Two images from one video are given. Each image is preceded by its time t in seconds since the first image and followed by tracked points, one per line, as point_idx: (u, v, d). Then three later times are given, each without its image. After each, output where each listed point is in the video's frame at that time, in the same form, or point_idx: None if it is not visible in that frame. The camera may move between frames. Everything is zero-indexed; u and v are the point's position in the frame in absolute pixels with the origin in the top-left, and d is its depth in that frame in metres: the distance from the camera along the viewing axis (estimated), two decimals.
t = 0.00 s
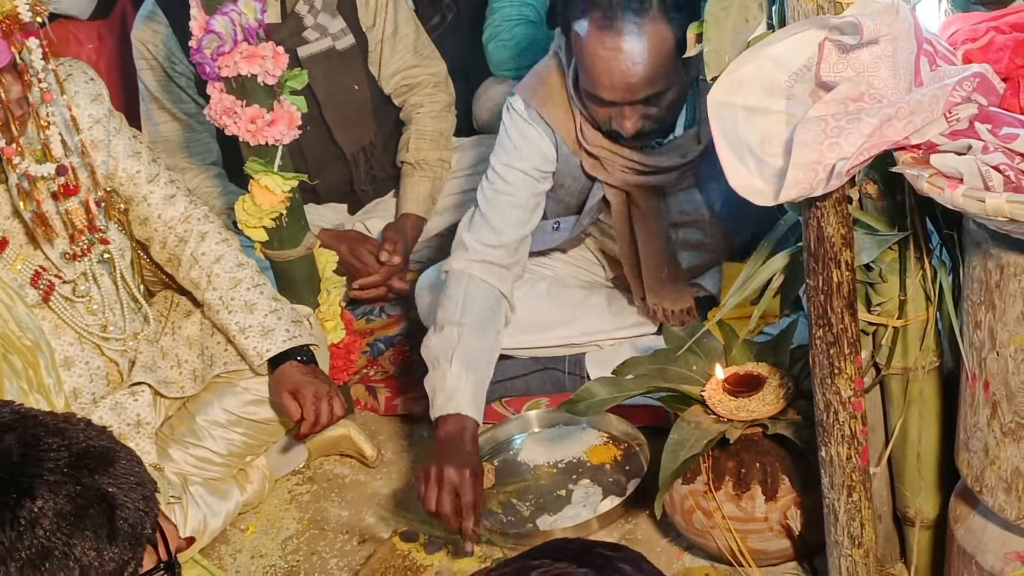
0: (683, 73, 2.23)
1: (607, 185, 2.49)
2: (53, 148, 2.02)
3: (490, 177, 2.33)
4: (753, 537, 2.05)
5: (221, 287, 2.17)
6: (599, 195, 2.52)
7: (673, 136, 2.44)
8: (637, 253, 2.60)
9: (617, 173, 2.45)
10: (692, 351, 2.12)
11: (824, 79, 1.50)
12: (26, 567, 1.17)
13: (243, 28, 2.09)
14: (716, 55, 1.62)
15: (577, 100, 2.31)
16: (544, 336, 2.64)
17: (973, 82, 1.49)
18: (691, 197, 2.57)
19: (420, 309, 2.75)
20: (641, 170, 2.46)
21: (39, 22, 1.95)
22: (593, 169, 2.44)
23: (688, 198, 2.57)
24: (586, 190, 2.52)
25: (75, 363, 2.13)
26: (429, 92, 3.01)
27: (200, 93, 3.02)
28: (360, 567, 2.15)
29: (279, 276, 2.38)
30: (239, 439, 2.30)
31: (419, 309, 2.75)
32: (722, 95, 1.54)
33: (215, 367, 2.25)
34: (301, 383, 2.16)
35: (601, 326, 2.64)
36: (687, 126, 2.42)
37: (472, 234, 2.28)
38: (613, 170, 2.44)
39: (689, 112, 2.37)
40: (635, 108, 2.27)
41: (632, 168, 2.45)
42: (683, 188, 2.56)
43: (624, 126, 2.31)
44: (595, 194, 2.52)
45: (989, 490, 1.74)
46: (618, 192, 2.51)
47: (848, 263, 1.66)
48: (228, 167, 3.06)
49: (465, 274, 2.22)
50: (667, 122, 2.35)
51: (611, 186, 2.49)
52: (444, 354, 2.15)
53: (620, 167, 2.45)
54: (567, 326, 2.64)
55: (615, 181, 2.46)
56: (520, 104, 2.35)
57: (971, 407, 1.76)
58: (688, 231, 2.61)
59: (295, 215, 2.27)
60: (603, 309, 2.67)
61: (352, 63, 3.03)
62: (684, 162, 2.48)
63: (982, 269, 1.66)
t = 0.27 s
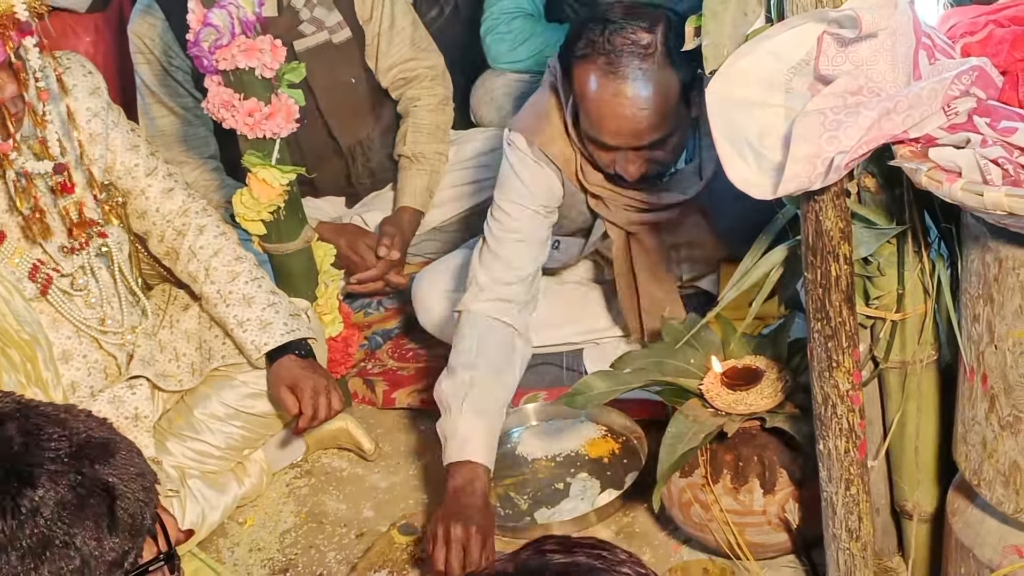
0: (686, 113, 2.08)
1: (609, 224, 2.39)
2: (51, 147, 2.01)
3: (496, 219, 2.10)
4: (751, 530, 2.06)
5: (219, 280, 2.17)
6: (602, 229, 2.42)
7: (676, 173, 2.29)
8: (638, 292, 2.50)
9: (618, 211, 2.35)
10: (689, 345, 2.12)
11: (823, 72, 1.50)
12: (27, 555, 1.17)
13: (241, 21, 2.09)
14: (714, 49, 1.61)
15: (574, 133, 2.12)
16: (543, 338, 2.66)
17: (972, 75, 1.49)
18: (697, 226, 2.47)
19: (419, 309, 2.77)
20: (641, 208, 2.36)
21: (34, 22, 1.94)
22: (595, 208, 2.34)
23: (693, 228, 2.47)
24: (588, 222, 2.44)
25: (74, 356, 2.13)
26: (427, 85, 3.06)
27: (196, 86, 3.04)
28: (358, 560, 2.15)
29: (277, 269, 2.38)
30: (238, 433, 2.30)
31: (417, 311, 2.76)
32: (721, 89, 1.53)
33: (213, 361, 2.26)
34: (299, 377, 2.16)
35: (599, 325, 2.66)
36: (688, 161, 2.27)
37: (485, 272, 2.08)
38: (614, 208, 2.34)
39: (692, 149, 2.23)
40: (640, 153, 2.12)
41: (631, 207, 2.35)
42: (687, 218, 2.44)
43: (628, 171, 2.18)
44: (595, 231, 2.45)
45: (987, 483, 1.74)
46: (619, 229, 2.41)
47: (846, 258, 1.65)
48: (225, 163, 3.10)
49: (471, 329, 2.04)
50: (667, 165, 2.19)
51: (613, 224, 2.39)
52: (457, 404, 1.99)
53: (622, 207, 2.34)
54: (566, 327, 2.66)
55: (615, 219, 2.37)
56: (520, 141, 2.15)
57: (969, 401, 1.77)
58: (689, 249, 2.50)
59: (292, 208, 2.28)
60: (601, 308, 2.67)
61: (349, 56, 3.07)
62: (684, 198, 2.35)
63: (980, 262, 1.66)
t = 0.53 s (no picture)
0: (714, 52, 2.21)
1: (606, 157, 2.43)
2: (43, 147, 2.01)
3: (485, 148, 2.41)
4: (749, 523, 2.06)
5: (217, 273, 2.17)
6: (599, 170, 2.47)
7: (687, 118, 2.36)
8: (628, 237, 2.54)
9: (617, 144, 2.40)
10: (689, 337, 2.11)
11: (822, 64, 1.49)
12: (29, 548, 1.17)
13: (239, 13, 2.09)
14: (714, 40, 1.57)
15: (581, 58, 2.32)
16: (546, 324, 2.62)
17: (972, 68, 1.49)
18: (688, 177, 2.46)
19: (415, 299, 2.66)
20: (639, 143, 2.39)
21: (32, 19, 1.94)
22: (590, 137, 2.41)
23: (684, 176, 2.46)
24: (585, 167, 2.49)
25: (72, 349, 2.13)
26: (424, 78, 3.09)
27: (195, 79, 3.04)
28: (356, 553, 2.15)
29: (276, 261, 2.38)
30: (236, 425, 2.29)
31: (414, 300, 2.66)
32: (720, 80, 1.53)
33: (212, 353, 2.26)
34: (298, 370, 2.16)
35: (601, 311, 2.65)
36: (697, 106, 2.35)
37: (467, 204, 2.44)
38: (612, 140, 2.40)
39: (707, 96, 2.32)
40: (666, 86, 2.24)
41: (631, 139, 2.39)
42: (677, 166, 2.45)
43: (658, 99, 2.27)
44: (594, 168, 2.47)
45: (986, 476, 1.74)
46: (616, 166, 2.44)
47: (846, 250, 1.64)
48: (224, 156, 3.11)
49: (455, 237, 2.42)
50: (677, 105, 2.31)
51: (610, 158, 2.43)
52: (449, 305, 2.39)
53: (619, 140, 2.39)
54: (568, 313, 2.63)
55: (614, 153, 2.41)
56: (517, 72, 2.41)
57: (968, 394, 1.76)
58: (684, 211, 2.51)
59: (291, 200, 2.27)
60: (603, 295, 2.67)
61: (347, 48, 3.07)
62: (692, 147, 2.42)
63: (979, 255, 1.66)
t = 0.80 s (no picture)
0: None
1: (611, 79, 2.49)
2: (43, 139, 2.00)
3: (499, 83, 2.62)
4: (747, 517, 2.05)
5: (215, 267, 2.17)
6: (601, 97, 2.53)
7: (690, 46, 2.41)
8: (630, 166, 2.58)
9: (619, 65, 2.47)
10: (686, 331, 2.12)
11: (821, 58, 1.49)
12: (24, 541, 1.17)
13: (237, 7, 2.10)
14: (711, 33, 1.56)
15: None
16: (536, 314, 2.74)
17: (971, 61, 1.49)
18: (687, 119, 2.48)
19: (418, 292, 2.84)
20: (643, 65, 2.45)
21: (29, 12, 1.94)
22: (593, 59, 2.49)
23: (683, 120, 2.48)
24: (586, 97, 2.55)
25: (69, 343, 2.12)
26: (423, 72, 3.06)
27: (193, 72, 3.04)
28: (354, 547, 2.15)
29: (274, 255, 2.38)
30: (234, 418, 2.29)
31: (416, 292, 2.84)
32: (718, 74, 1.53)
33: (209, 347, 2.26)
34: (296, 365, 2.16)
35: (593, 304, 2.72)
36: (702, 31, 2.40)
37: (482, 134, 2.70)
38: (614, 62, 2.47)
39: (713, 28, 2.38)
40: None
41: (635, 63, 2.45)
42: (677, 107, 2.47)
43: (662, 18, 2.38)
44: (596, 96, 2.53)
45: (985, 470, 1.74)
46: (619, 89, 2.50)
47: (844, 244, 1.64)
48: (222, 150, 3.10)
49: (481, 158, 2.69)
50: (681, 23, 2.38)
51: (613, 81, 2.49)
52: (503, 219, 2.65)
53: (621, 60, 2.46)
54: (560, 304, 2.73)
55: (615, 75, 2.48)
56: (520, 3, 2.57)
57: (966, 387, 1.76)
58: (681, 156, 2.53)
59: (288, 194, 2.28)
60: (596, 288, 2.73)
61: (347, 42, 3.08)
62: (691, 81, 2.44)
63: (977, 249, 1.65)
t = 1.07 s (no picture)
0: None
1: (617, 44, 2.57)
2: (40, 130, 2.00)
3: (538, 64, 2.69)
4: (742, 509, 2.06)
5: (210, 259, 2.17)
6: (611, 63, 2.62)
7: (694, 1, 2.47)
8: (637, 133, 2.65)
9: (624, 26, 2.54)
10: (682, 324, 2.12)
11: (815, 49, 1.48)
12: (23, 533, 1.17)
13: None
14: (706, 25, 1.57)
15: None
16: (532, 304, 2.70)
17: (966, 53, 1.45)
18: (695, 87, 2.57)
19: (415, 283, 2.82)
20: (647, 26, 2.52)
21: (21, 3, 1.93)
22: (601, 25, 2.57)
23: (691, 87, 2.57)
24: (598, 67, 2.64)
25: (65, 335, 2.12)
26: (418, 64, 3.10)
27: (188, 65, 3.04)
28: (349, 539, 2.15)
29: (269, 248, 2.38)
30: (229, 411, 2.29)
31: (413, 284, 2.82)
32: (714, 66, 1.52)
33: (204, 339, 2.26)
34: (291, 358, 2.15)
35: (588, 295, 2.67)
36: None
37: (530, 122, 2.75)
38: (619, 22, 2.54)
39: None
40: None
41: (639, 24, 2.52)
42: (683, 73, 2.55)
43: None
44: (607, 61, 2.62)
45: (979, 462, 1.74)
46: (625, 53, 2.57)
47: (838, 236, 1.64)
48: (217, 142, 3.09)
49: (540, 155, 2.74)
50: None
51: (620, 45, 2.57)
52: (580, 208, 2.68)
53: (627, 22, 2.53)
54: (556, 295, 2.69)
55: (620, 37, 2.56)
56: None
57: (961, 379, 1.76)
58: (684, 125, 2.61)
59: (283, 186, 2.27)
60: (592, 279, 2.69)
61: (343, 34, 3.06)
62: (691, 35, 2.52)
63: (972, 241, 1.65)
